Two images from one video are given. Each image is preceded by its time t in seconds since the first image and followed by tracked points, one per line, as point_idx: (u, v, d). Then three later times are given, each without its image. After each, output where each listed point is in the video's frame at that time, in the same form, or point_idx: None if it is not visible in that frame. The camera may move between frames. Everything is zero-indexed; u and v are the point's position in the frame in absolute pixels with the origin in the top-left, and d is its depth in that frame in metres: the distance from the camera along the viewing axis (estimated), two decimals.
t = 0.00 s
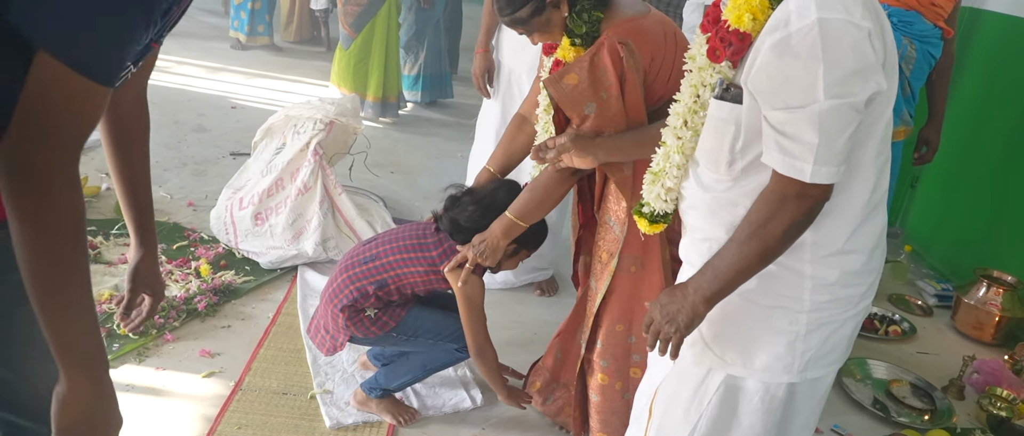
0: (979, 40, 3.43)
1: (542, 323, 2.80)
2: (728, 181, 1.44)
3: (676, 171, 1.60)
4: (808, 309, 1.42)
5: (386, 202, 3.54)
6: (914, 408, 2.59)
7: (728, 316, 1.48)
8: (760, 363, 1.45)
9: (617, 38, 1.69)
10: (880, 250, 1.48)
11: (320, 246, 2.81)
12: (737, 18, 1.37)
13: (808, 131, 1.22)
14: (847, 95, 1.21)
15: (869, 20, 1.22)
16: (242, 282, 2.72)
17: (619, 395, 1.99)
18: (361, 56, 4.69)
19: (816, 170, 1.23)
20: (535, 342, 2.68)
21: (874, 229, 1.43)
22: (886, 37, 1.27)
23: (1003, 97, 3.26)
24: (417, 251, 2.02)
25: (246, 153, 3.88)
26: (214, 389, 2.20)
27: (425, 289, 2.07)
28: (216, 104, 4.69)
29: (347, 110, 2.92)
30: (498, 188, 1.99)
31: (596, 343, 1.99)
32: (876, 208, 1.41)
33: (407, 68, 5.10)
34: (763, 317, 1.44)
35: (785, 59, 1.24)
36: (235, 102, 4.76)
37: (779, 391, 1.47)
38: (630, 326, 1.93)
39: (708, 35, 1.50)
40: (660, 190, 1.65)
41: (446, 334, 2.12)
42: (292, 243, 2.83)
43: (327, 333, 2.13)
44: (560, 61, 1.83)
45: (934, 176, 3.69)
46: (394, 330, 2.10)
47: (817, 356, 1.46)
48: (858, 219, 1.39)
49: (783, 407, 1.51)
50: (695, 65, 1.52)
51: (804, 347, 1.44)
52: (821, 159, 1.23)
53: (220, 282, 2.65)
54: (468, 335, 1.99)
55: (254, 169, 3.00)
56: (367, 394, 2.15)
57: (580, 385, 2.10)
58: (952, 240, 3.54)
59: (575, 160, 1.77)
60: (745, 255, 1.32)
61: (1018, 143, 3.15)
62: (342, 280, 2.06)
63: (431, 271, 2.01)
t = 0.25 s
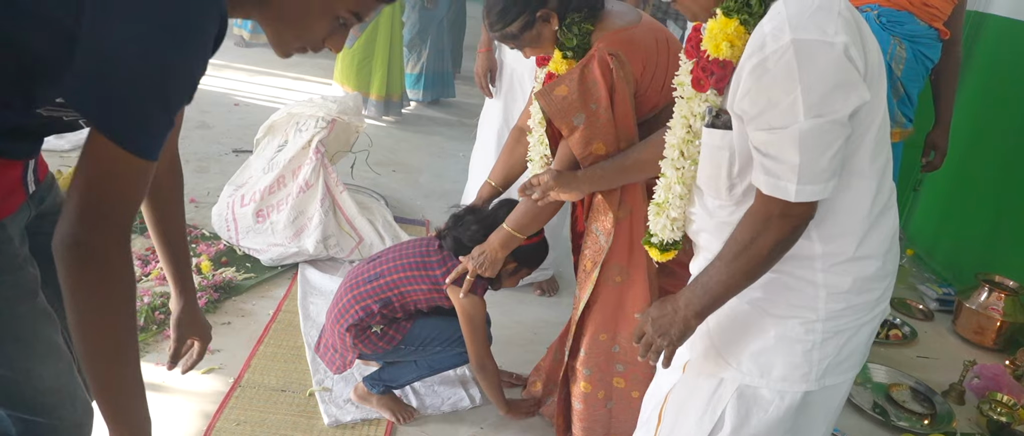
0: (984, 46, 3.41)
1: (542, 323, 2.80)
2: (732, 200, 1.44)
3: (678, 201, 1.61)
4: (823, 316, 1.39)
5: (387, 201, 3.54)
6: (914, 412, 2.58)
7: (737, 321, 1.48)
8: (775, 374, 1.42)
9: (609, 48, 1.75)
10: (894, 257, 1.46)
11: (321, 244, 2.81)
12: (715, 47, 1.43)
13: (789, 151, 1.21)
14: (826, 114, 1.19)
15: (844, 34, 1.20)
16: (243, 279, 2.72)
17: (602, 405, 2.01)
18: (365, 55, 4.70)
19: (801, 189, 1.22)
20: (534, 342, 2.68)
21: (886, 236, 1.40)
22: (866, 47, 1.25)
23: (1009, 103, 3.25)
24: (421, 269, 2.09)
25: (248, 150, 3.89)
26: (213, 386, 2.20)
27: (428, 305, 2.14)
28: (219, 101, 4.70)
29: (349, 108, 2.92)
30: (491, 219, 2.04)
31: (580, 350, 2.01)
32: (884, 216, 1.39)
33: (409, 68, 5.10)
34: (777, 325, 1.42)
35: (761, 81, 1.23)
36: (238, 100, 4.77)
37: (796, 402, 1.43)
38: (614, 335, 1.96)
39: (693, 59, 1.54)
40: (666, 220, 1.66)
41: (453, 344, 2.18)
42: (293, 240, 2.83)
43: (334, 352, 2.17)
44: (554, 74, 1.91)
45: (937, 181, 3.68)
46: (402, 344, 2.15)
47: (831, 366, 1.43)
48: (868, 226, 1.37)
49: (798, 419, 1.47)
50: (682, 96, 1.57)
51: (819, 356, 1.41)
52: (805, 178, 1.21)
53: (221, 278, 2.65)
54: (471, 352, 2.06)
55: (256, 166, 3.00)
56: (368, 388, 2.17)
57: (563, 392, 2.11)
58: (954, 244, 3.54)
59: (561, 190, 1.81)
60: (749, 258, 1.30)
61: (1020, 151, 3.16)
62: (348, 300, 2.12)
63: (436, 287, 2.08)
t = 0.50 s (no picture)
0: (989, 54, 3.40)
1: (541, 322, 2.80)
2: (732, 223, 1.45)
3: (677, 228, 1.64)
4: (831, 322, 1.37)
5: (389, 198, 3.54)
6: (913, 417, 2.56)
7: (744, 325, 1.47)
8: (783, 381, 1.40)
9: (602, 56, 1.84)
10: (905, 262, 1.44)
11: (322, 241, 2.82)
12: (696, 76, 1.40)
13: (773, 177, 1.21)
14: (807, 137, 1.18)
15: (818, 53, 1.18)
16: (243, 274, 2.73)
17: (582, 416, 2.01)
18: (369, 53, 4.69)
19: (790, 212, 1.22)
20: (533, 341, 2.68)
21: (894, 243, 1.39)
22: (845, 60, 1.23)
23: (1013, 109, 3.23)
24: (421, 277, 2.09)
25: (250, 146, 3.90)
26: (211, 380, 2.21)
27: (429, 311, 2.15)
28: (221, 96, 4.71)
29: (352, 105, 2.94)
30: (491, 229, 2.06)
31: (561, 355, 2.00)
32: (887, 224, 1.37)
33: (413, 65, 5.10)
34: (784, 332, 1.40)
35: (740, 108, 1.22)
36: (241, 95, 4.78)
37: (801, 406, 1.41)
38: (595, 342, 1.96)
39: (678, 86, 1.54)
40: (668, 247, 1.70)
41: (457, 350, 2.22)
42: (293, 236, 2.84)
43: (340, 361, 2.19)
44: (548, 85, 2.11)
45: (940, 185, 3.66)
46: (408, 349, 2.18)
47: (839, 373, 1.42)
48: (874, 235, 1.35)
49: (807, 425, 1.46)
50: (670, 126, 1.58)
51: (827, 362, 1.39)
52: (792, 201, 1.21)
53: (221, 273, 2.66)
54: (468, 359, 2.07)
55: (257, 161, 3.01)
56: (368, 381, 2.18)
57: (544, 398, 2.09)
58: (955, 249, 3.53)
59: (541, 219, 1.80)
60: (755, 270, 1.30)
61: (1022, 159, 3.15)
62: (351, 311, 2.13)
63: (436, 294, 2.08)
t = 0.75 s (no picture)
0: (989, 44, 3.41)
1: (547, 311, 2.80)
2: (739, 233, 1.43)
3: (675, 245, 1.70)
4: (845, 316, 1.33)
5: (396, 187, 3.55)
6: (920, 407, 2.55)
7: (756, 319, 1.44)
8: (796, 375, 1.37)
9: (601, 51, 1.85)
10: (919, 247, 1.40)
11: (328, 228, 2.87)
12: (684, 96, 1.43)
13: (768, 191, 1.18)
14: (798, 149, 1.15)
15: (802, 61, 1.15)
16: (250, 261, 2.75)
17: (576, 411, 2.00)
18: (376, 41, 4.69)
19: (789, 222, 1.19)
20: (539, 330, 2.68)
21: (906, 232, 1.34)
22: (831, 63, 1.20)
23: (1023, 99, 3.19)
24: (428, 267, 2.09)
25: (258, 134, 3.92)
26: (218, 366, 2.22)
27: (437, 301, 2.16)
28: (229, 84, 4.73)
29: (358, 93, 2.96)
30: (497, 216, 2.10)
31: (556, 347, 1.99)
32: (897, 218, 1.32)
33: (421, 53, 5.08)
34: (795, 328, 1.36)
35: (731, 124, 1.20)
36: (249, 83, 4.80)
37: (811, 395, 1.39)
38: (587, 336, 1.95)
39: (667, 101, 1.58)
40: (666, 263, 1.74)
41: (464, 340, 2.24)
42: (300, 224, 2.90)
43: (350, 351, 2.20)
44: (549, 80, 2.12)
45: (949, 175, 3.64)
46: (417, 340, 2.19)
47: (852, 366, 1.39)
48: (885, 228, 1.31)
49: (821, 416, 1.43)
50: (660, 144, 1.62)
51: (840, 355, 1.36)
52: (791, 212, 1.19)
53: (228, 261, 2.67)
54: (475, 349, 2.07)
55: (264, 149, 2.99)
56: (377, 367, 2.21)
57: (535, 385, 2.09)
58: (963, 239, 3.51)
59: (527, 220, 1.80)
60: (767, 271, 1.26)
61: None
62: (359, 301, 2.14)
63: (443, 284, 2.09)
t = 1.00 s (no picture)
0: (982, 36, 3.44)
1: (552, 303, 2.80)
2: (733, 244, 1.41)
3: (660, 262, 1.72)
4: (855, 311, 1.31)
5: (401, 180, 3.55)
6: (925, 401, 2.55)
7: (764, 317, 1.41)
8: (806, 370, 1.35)
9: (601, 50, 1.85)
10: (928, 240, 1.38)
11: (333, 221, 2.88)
12: (671, 117, 1.42)
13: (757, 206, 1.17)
14: (784, 164, 1.14)
15: (782, 74, 1.14)
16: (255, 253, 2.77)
17: (578, 404, 2.00)
18: (381, 34, 4.68)
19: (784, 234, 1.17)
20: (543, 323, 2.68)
21: (913, 229, 1.32)
22: (816, 72, 1.19)
23: None
24: (432, 259, 2.09)
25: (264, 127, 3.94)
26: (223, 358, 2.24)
27: (443, 293, 2.16)
28: (235, 77, 4.75)
29: (362, 86, 2.96)
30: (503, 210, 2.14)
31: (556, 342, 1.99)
32: (902, 217, 1.30)
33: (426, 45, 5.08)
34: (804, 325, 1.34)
35: (719, 142, 1.19)
36: (255, 76, 4.82)
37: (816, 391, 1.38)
38: (587, 330, 1.95)
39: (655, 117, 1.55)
40: (651, 279, 1.74)
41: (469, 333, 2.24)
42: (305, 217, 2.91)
43: (356, 340, 2.22)
44: (550, 73, 2.12)
45: (956, 168, 3.62)
46: (422, 331, 2.20)
47: (860, 360, 1.37)
48: (889, 229, 1.29)
49: (829, 407, 1.42)
50: (649, 165, 1.61)
51: (849, 349, 1.35)
52: (786, 225, 1.17)
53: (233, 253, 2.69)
54: (479, 341, 2.08)
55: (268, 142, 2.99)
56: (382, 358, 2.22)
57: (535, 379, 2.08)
58: (969, 232, 3.50)
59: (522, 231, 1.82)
60: (767, 276, 1.24)
61: None
62: (365, 291, 2.15)
63: (448, 276, 2.08)
